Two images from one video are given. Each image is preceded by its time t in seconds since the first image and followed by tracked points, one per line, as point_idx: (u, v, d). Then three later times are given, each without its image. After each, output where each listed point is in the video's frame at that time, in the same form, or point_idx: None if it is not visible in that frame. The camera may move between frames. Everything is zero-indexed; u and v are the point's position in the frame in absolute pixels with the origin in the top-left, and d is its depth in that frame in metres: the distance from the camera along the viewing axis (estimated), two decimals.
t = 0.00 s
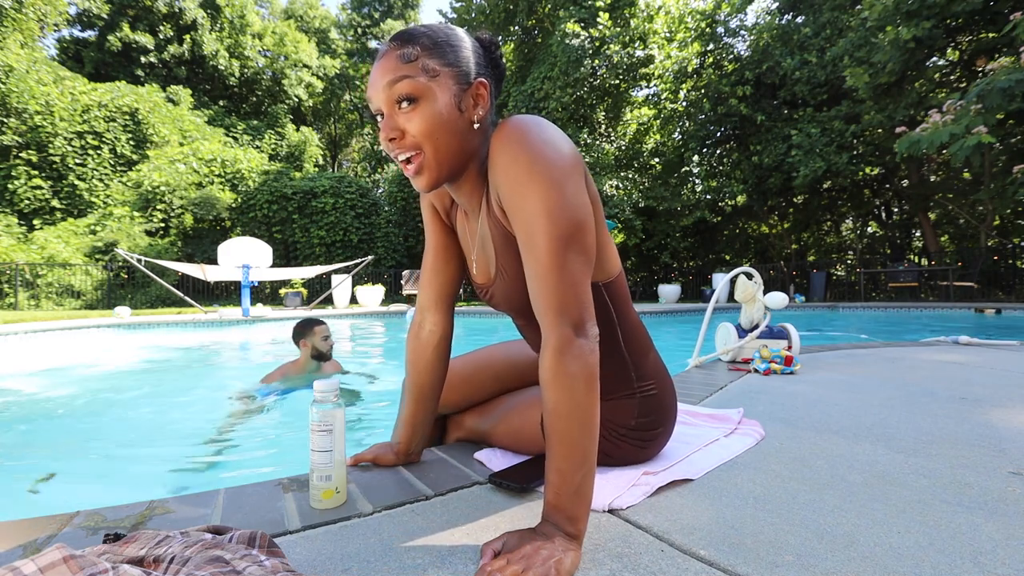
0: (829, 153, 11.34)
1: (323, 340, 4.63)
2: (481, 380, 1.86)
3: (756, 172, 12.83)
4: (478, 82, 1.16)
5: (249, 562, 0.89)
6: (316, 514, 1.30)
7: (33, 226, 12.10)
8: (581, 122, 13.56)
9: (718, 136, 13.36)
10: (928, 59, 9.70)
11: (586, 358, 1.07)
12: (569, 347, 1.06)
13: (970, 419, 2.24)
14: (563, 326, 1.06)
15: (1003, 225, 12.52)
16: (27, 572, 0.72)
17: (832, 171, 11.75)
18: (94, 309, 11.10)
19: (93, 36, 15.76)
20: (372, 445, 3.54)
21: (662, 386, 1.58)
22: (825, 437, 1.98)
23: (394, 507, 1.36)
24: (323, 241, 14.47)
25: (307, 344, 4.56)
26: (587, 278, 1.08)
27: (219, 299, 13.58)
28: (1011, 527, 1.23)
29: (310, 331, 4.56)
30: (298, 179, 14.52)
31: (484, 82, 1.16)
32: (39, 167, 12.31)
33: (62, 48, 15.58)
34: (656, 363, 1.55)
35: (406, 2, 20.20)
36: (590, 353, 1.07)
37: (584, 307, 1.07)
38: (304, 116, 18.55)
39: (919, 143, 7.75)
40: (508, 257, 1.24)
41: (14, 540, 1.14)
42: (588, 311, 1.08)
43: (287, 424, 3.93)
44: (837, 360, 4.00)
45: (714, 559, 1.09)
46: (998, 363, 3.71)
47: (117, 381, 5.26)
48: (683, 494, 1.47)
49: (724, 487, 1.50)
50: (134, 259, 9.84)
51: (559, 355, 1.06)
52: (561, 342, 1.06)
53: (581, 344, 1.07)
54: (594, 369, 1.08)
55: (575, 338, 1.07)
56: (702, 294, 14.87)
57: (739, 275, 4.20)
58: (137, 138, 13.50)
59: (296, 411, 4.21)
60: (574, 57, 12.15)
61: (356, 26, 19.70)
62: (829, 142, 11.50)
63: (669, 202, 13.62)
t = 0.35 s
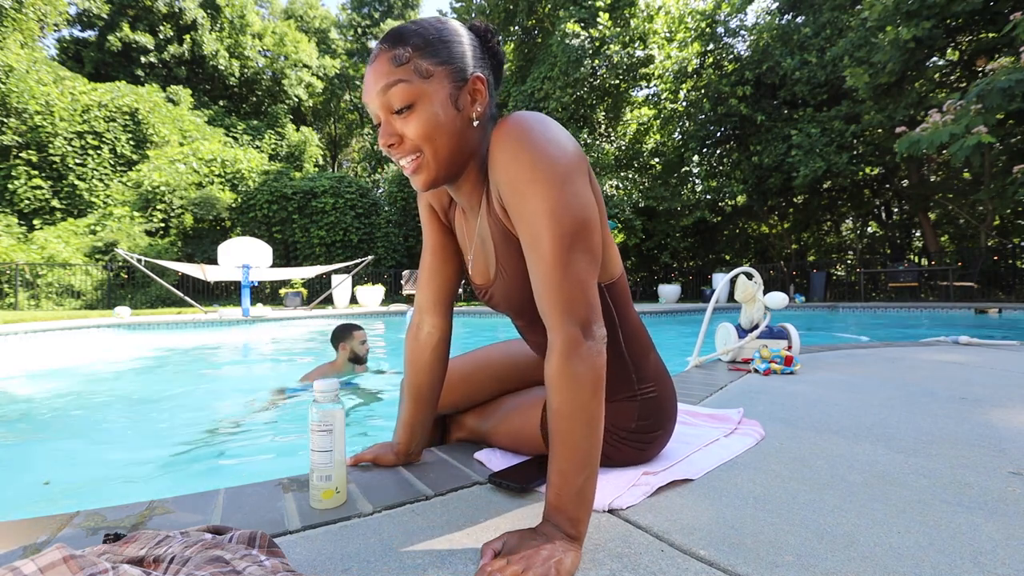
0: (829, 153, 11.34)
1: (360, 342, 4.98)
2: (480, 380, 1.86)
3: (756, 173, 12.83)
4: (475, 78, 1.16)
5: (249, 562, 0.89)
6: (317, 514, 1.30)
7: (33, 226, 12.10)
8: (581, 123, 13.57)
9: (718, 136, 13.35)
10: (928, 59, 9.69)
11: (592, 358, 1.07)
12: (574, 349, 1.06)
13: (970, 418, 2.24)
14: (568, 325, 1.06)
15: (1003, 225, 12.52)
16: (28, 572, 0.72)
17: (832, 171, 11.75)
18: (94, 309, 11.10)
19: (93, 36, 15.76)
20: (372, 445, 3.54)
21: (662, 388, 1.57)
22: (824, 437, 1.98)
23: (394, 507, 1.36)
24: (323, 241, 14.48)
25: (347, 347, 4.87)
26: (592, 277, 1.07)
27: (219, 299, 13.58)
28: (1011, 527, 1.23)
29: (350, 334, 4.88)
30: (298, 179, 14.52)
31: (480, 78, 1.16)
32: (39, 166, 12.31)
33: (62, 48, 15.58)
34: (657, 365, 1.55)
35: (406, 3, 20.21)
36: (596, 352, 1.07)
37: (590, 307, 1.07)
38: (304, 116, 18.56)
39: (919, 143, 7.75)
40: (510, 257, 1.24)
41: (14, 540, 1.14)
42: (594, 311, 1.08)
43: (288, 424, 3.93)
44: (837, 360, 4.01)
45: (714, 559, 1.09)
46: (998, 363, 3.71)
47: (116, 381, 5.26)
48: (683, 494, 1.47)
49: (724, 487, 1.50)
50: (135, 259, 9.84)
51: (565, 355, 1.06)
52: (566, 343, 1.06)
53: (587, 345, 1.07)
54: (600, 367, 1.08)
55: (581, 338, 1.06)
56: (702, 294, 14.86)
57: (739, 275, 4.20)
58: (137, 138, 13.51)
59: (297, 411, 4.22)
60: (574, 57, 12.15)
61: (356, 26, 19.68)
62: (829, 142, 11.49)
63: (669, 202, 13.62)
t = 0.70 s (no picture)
0: (829, 153, 11.33)
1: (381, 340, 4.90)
2: (479, 381, 1.87)
3: (756, 173, 12.84)
4: (474, 78, 1.17)
5: (249, 562, 0.89)
6: (316, 514, 1.30)
7: (33, 226, 12.10)
8: (581, 123, 13.57)
9: (718, 136, 13.34)
10: (928, 59, 9.69)
11: (597, 359, 1.07)
12: (578, 350, 1.06)
13: (970, 418, 2.24)
14: (572, 327, 1.06)
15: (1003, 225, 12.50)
16: (28, 571, 0.72)
17: (832, 171, 11.75)
18: (94, 309, 11.10)
19: (93, 36, 15.76)
20: (372, 445, 3.54)
21: (660, 390, 1.57)
22: (825, 437, 1.98)
23: (394, 507, 1.36)
24: (323, 241, 14.48)
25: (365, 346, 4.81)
26: (595, 277, 1.07)
27: (218, 299, 13.58)
28: (1012, 527, 1.23)
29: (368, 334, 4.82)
30: (298, 179, 14.53)
31: (480, 79, 1.18)
32: (39, 166, 12.30)
33: (62, 48, 15.57)
34: (654, 368, 1.55)
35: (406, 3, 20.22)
36: (601, 352, 1.08)
37: (593, 307, 1.07)
38: (304, 116, 18.56)
39: (919, 143, 7.75)
40: (508, 258, 1.24)
41: (14, 540, 1.14)
42: (597, 312, 1.08)
43: (288, 424, 3.93)
44: (837, 360, 4.01)
45: (714, 559, 1.09)
46: (998, 363, 3.71)
47: (117, 381, 5.26)
48: (683, 494, 1.47)
49: (724, 487, 1.50)
50: (134, 259, 9.84)
51: (568, 358, 1.06)
52: (570, 344, 1.06)
53: (591, 346, 1.07)
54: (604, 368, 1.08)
55: (584, 339, 1.07)
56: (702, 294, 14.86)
57: (739, 275, 4.20)
58: (137, 138, 13.51)
59: (297, 411, 4.22)
60: (574, 57, 12.15)
61: (356, 25, 19.68)
62: (829, 142, 11.49)
63: (669, 202, 13.61)
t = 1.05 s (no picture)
0: (829, 153, 11.33)
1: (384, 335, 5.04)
2: (477, 382, 1.88)
3: (756, 173, 12.84)
4: (489, 82, 1.20)
5: (249, 563, 0.89)
6: (317, 514, 1.30)
7: (33, 226, 12.09)
8: (581, 123, 13.57)
9: (718, 136, 13.34)
10: (928, 59, 9.69)
11: (601, 360, 1.07)
12: (581, 351, 1.06)
13: (970, 418, 2.24)
14: (577, 327, 1.06)
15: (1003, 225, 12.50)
16: (27, 572, 0.72)
17: (832, 171, 11.75)
18: (94, 309, 11.11)
19: (93, 36, 15.75)
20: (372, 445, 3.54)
21: (658, 388, 1.58)
22: (825, 437, 1.98)
23: (394, 507, 1.36)
24: (323, 241, 14.48)
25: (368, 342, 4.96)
26: (600, 278, 1.08)
27: (218, 299, 13.59)
28: (1011, 527, 1.23)
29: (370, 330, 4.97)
30: (298, 179, 14.53)
31: (494, 83, 1.21)
32: (39, 166, 12.30)
33: (62, 48, 15.57)
34: (652, 366, 1.56)
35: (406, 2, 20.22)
36: (602, 354, 1.08)
37: (597, 310, 1.08)
38: (304, 116, 18.57)
39: (919, 143, 7.75)
40: (512, 258, 1.23)
41: (14, 540, 1.14)
42: (601, 313, 1.08)
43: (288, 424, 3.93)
44: (837, 360, 4.01)
45: (713, 559, 1.09)
46: (998, 363, 3.71)
47: (117, 381, 5.26)
48: (683, 494, 1.47)
49: (724, 487, 1.50)
50: (134, 259, 9.84)
51: (572, 358, 1.06)
52: (574, 345, 1.06)
53: (595, 346, 1.07)
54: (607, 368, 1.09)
55: (589, 341, 1.07)
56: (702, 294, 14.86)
57: (739, 275, 4.20)
58: (137, 138, 13.51)
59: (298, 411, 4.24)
60: (574, 57, 12.16)
61: (356, 25, 19.70)
62: (829, 142, 11.48)
63: (668, 202, 13.61)
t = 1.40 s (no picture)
0: (829, 153, 11.33)
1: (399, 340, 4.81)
2: (477, 381, 1.88)
3: (756, 173, 12.84)
4: (498, 87, 1.21)
5: (249, 563, 0.89)
6: (317, 514, 1.30)
7: (33, 226, 12.09)
8: (581, 123, 13.58)
9: (718, 136, 13.34)
10: (929, 59, 9.69)
11: (602, 362, 1.08)
12: (584, 352, 1.06)
13: (969, 418, 2.25)
14: (578, 328, 1.06)
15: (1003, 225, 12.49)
16: (27, 572, 0.72)
17: (832, 171, 11.75)
18: (94, 309, 11.11)
19: (93, 36, 15.75)
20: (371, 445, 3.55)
21: (657, 382, 1.58)
22: (825, 437, 1.98)
23: (394, 507, 1.36)
24: (323, 241, 14.49)
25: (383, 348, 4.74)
26: (603, 281, 1.09)
27: (219, 299, 13.59)
28: (1011, 527, 1.23)
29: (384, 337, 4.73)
30: (298, 179, 14.53)
31: (502, 89, 1.22)
32: (39, 166, 12.30)
33: (62, 48, 15.57)
34: (650, 360, 1.56)
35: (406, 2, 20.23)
36: (604, 356, 1.08)
37: (600, 312, 1.08)
38: (304, 116, 18.59)
39: (919, 143, 7.76)
40: (516, 258, 1.24)
41: (14, 540, 1.14)
42: (603, 315, 1.09)
43: (289, 423, 3.94)
44: (837, 360, 4.01)
45: (714, 559, 1.09)
46: (998, 363, 3.71)
47: (117, 381, 5.26)
48: (683, 494, 1.47)
49: (725, 487, 1.50)
50: (135, 259, 9.84)
51: (574, 359, 1.06)
52: (576, 344, 1.06)
53: (598, 348, 1.08)
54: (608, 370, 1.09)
55: (591, 343, 1.07)
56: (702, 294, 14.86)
57: (739, 275, 4.20)
58: (137, 138, 13.51)
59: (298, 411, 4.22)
60: (574, 57, 12.17)
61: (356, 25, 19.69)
62: (829, 142, 11.48)
63: (669, 202, 13.61)
